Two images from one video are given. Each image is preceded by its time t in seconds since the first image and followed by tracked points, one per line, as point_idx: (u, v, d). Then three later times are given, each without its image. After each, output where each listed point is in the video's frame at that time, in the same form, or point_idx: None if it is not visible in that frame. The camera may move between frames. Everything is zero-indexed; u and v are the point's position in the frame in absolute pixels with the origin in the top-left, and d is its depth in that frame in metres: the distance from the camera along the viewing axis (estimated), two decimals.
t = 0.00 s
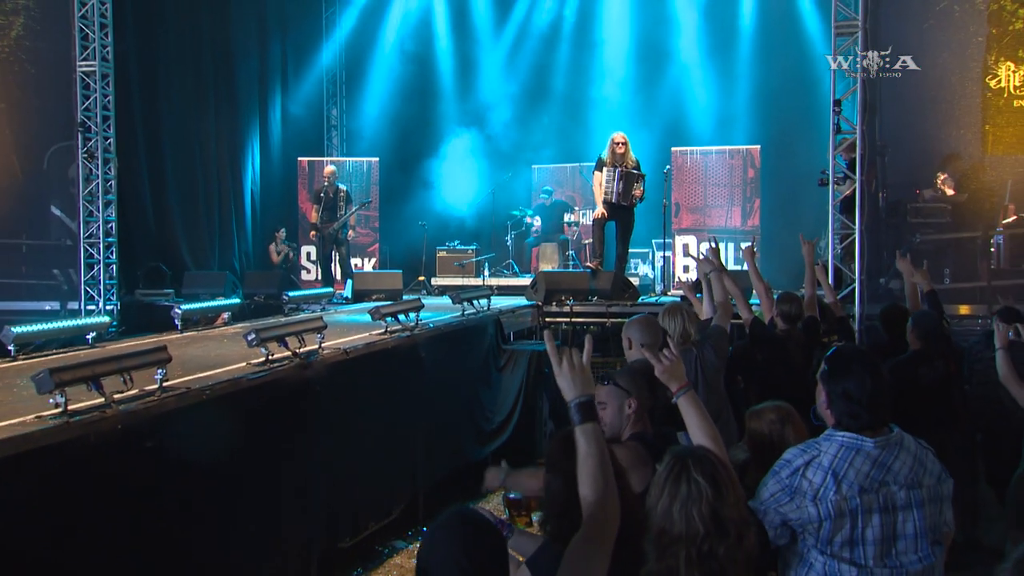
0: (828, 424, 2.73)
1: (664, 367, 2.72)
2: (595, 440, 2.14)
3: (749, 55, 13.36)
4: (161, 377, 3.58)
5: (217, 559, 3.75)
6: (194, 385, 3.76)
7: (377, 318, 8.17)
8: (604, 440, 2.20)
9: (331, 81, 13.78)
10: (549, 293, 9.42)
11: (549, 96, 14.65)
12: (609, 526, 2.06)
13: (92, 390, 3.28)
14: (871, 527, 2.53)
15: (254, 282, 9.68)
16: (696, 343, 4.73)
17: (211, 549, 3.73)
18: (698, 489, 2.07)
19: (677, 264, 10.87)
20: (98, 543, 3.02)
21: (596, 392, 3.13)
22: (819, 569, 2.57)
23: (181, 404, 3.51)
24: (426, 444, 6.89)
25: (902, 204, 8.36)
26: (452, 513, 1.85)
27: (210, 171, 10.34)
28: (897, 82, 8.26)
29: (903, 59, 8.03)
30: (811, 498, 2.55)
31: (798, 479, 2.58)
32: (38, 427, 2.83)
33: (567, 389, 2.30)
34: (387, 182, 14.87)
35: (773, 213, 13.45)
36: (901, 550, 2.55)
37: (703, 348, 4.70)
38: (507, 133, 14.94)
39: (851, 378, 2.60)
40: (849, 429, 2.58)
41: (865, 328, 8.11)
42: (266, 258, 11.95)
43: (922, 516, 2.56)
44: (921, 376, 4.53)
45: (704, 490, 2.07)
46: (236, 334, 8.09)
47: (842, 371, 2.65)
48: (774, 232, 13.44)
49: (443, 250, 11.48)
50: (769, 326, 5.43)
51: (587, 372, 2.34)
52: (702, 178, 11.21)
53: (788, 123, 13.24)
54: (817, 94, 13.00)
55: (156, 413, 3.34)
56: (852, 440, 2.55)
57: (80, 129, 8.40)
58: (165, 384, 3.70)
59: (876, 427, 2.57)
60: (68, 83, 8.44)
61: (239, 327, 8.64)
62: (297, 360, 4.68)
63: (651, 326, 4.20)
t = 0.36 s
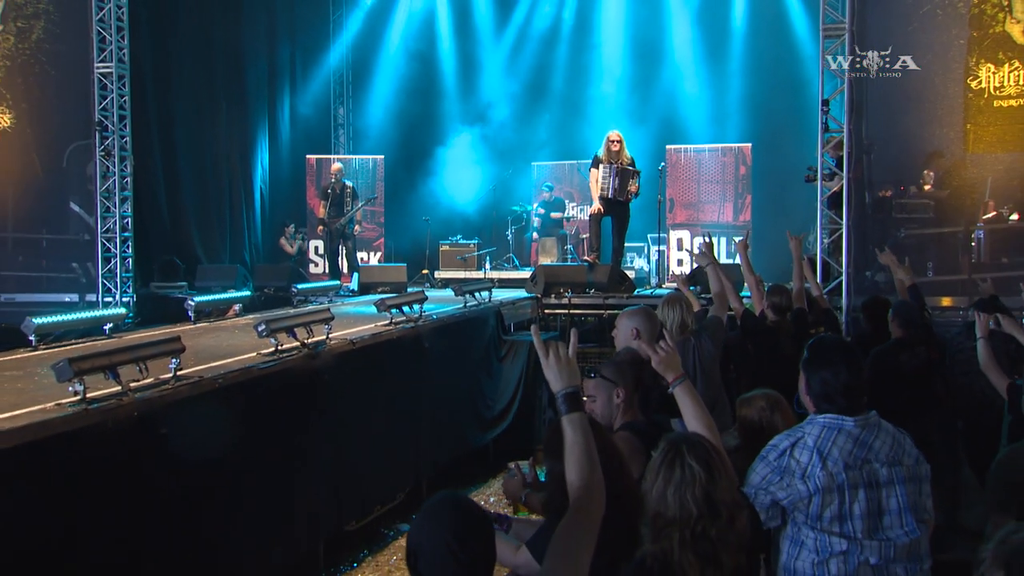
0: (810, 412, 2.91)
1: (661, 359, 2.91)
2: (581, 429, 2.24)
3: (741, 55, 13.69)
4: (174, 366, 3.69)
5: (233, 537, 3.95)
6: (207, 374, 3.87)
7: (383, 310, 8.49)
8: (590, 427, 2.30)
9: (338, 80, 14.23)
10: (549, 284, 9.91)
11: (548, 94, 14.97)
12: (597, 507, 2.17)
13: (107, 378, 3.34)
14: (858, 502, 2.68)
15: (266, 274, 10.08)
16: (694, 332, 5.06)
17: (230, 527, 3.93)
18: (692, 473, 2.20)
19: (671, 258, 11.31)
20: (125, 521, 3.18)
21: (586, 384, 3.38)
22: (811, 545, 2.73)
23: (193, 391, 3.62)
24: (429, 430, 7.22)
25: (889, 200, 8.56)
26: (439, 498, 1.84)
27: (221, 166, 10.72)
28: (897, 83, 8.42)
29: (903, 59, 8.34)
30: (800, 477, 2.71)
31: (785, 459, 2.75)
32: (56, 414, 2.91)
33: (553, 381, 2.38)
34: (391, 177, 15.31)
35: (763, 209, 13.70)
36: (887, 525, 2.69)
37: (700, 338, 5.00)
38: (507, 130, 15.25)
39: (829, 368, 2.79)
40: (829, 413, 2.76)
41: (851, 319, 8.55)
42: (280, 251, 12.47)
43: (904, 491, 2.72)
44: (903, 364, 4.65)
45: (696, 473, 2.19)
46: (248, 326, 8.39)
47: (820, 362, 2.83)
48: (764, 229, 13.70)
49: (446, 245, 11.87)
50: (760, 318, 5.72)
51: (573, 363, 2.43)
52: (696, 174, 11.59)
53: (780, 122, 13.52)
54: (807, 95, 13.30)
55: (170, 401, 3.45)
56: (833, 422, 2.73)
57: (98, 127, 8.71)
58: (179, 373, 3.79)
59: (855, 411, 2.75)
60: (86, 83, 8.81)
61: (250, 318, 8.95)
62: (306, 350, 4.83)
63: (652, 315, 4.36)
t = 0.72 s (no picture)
0: (795, 403, 2.96)
1: (657, 349, 3.14)
2: (584, 419, 2.45)
3: (733, 57, 14.01)
4: (187, 358, 3.82)
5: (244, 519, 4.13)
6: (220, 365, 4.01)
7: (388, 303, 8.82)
8: (593, 418, 2.50)
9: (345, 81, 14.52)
10: (548, 280, 10.14)
11: (547, 95, 15.33)
12: (598, 493, 2.36)
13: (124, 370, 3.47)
14: (847, 487, 2.72)
15: (276, 268, 10.53)
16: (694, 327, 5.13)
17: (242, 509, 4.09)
18: (687, 460, 2.15)
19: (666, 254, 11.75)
20: (147, 505, 3.30)
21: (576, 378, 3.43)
22: (806, 530, 2.78)
23: (205, 381, 3.75)
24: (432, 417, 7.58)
25: (875, 198, 8.92)
26: (443, 484, 2.01)
27: (230, 166, 11.12)
28: (896, 82, 8.67)
29: (903, 58, 8.60)
30: (790, 465, 2.78)
31: (775, 449, 2.83)
32: (75, 404, 3.01)
33: (557, 374, 2.56)
34: (396, 176, 15.72)
35: (756, 208, 14.10)
36: (877, 508, 2.73)
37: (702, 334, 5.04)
38: (507, 130, 15.64)
39: (809, 360, 2.83)
40: (814, 403, 2.82)
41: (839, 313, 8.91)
42: (291, 249, 13.01)
43: (891, 475, 2.75)
44: (888, 354, 4.95)
45: (691, 461, 2.14)
46: (258, 319, 8.72)
47: (800, 354, 2.87)
48: (755, 226, 14.06)
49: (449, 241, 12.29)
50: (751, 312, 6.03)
51: (576, 357, 2.60)
52: (690, 173, 11.93)
53: (771, 123, 13.89)
54: (796, 96, 13.64)
55: (184, 391, 3.57)
56: (818, 411, 2.78)
57: (115, 127, 9.10)
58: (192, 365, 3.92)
59: (839, 400, 2.79)
60: (103, 85, 9.12)
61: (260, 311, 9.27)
62: (313, 343, 5.11)
63: (646, 308, 4.69)
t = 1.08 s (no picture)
0: (793, 391, 3.14)
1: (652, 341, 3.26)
2: (607, 413, 2.45)
3: (727, 58, 14.32)
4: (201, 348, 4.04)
5: (254, 505, 4.37)
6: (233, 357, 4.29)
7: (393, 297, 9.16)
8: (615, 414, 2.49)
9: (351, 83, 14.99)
10: (547, 275, 10.61)
11: (546, 95, 15.66)
12: (621, 484, 2.33)
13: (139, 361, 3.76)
14: (834, 477, 2.92)
15: (284, 263, 10.93)
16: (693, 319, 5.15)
17: (249, 496, 4.32)
18: (682, 446, 2.23)
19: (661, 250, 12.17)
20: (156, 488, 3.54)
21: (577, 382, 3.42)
22: (792, 517, 2.99)
23: (218, 372, 4.01)
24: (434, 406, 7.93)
25: (861, 196, 9.24)
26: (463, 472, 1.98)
27: (242, 165, 11.53)
28: (898, 82, 8.95)
29: (903, 59, 8.91)
30: (783, 454, 2.97)
31: (770, 438, 3.01)
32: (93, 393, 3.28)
33: (580, 369, 2.60)
34: (400, 174, 16.21)
35: (747, 206, 14.44)
36: (861, 498, 2.94)
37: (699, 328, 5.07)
38: (507, 130, 15.98)
39: (806, 349, 3.02)
40: (810, 394, 3.00)
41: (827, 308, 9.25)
42: (297, 244, 13.22)
43: (878, 468, 2.94)
44: (875, 345, 5.30)
45: (686, 448, 2.23)
46: (267, 312, 9.06)
47: (798, 345, 3.05)
48: (747, 224, 14.42)
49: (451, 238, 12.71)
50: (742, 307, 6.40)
51: (598, 353, 2.65)
52: (683, 172, 12.32)
53: (763, 122, 14.18)
54: (785, 97, 14.00)
55: (196, 382, 3.84)
56: (813, 403, 2.96)
57: (130, 128, 9.44)
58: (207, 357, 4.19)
59: (831, 390, 2.97)
60: (118, 88, 9.49)
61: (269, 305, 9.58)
62: (321, 335, 5.39)
63: (640, 301, 4.95)
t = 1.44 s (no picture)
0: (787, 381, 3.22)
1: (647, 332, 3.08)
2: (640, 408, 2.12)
3: (721, 58, 14.63)
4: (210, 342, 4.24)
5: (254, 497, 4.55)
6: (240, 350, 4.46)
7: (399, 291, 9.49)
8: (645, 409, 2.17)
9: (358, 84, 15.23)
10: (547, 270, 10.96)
11: (546, 95, 15.96)
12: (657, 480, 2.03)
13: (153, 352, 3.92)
14: (819, 471, 3.01)
15: (293, 258, 11.27)
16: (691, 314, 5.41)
17: (247, 489, 4.49)
18: (677, 435, 2.38)
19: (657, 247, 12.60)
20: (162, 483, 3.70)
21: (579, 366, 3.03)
22: (775, 507, 3.09)
23: (230, 363, 4.21)
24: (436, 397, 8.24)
25: (851, 194, 9.61)
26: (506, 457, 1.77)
27: (251, 165, 11.89)
28: (897, 82, 9.24)
29: (903, 59, 9.15)
30: (773, 446, 3.04)
31: (761, 429, 3.08)
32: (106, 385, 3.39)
33: (605, 363, 2.25)
34: (404, 173, 16.55)
35: (740, 205, 14.73)
36: (843, 492, 3.04)
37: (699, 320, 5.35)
38: (507, 130, 16.31)
39: (802, 343, 3.08)
40: (803, 388, 3.07)
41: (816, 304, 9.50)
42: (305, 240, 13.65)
43: (863, 463, 3.04)
44: (862, 336, 5.48)
45: (681, 437, 2.38)
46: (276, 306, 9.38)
47: (795, 338, 3.11)
48: (740, 222, 14.72)
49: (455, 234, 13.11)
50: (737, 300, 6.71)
51: (624, 346, 2.31)
52: (679, 170, 12.69)
53: (755, 122, 14.50)
54: (778, 98, 14.31)
55: (208, 372, 4.01)
56: (806, 397, 3.03)
57: (144, 128, 9.74)
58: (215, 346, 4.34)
59: (825, 384, 3.05)
60: (133, 89, 9.80)
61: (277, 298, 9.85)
62: (328, 329, 5.68)
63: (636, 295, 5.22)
